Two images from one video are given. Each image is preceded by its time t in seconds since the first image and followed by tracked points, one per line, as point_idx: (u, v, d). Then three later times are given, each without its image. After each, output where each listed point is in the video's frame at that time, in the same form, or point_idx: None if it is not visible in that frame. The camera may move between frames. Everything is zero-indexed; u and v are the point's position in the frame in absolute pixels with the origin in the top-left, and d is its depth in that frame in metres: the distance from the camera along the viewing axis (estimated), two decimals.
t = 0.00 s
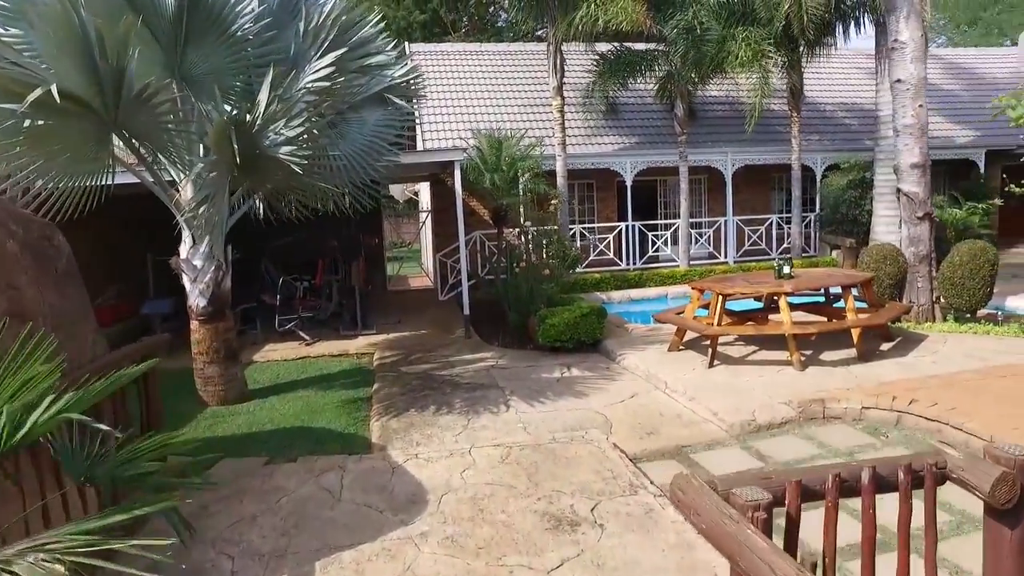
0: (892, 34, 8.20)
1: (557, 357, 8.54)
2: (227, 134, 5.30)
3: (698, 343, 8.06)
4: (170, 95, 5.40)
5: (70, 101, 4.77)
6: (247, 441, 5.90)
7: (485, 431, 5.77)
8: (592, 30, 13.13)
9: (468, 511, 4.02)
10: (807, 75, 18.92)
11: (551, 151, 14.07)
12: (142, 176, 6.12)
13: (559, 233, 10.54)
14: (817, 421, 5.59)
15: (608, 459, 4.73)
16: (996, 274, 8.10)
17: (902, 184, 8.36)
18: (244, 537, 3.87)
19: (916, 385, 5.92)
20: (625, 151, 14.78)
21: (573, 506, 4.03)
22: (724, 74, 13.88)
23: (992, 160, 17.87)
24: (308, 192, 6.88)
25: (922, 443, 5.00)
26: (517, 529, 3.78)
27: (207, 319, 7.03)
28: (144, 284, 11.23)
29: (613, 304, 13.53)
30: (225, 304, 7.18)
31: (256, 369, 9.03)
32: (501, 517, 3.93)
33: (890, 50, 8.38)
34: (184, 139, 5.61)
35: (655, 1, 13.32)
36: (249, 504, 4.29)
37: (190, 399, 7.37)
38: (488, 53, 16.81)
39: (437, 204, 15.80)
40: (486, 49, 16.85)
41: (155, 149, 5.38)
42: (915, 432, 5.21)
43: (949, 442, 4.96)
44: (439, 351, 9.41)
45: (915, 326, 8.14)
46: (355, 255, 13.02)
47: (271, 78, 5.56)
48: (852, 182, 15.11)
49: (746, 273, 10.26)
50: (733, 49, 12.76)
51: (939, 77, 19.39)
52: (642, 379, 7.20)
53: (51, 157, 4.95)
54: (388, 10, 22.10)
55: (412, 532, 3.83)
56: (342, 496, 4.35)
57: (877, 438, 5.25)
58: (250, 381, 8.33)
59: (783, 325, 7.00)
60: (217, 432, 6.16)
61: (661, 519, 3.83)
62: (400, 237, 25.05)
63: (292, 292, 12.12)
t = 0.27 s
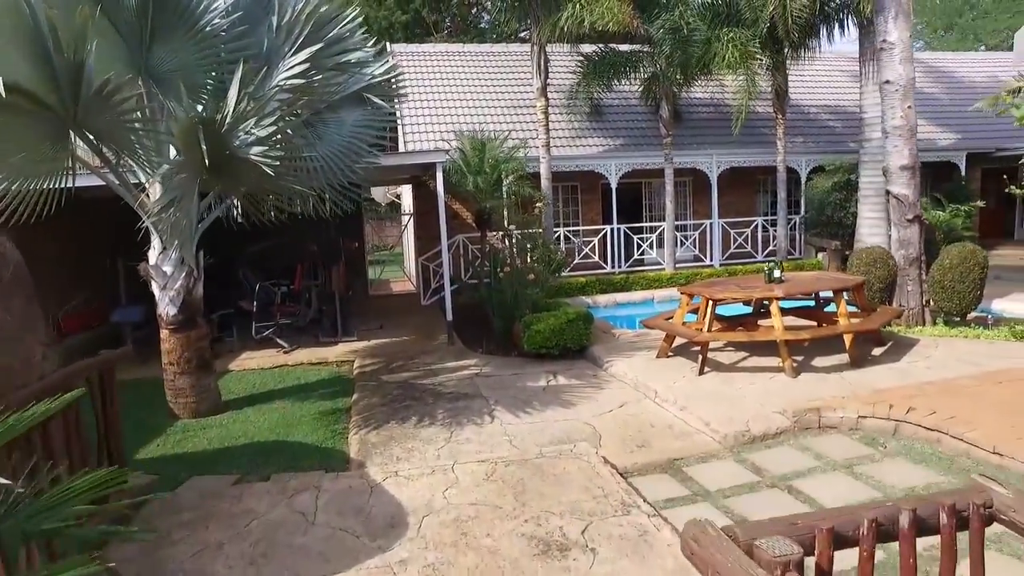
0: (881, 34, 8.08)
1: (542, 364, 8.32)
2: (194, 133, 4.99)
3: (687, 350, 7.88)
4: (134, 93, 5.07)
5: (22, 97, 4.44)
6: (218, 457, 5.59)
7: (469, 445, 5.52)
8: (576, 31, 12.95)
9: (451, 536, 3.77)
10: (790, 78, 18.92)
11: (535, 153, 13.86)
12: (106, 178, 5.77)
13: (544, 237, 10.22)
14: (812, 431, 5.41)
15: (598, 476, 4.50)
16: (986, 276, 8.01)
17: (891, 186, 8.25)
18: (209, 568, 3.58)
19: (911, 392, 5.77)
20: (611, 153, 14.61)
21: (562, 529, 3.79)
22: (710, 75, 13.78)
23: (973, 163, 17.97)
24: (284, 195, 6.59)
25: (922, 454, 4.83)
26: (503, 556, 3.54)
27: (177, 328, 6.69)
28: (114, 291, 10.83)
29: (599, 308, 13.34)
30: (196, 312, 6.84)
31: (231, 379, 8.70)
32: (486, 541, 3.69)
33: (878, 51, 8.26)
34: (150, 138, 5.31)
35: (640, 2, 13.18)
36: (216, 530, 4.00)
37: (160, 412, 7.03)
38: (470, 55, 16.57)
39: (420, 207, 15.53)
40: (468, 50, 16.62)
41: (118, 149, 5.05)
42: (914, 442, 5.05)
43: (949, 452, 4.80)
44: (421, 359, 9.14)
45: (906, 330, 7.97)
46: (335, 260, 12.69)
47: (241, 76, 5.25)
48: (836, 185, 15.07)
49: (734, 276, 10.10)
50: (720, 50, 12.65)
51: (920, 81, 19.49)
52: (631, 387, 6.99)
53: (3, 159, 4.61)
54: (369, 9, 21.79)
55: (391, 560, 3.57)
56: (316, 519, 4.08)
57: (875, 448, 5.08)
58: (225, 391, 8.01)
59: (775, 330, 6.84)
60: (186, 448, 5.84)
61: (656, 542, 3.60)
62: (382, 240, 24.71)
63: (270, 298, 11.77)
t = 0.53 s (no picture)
0: (873, 34, 7.94)
1: (531, 372, 8.08)
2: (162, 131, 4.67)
3: (680, 356, 7.68)
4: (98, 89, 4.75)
5: None
6: (190, 475, 5.27)
7: (456, 460, 5.25)
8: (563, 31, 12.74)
9: (438, 563, 3.51)
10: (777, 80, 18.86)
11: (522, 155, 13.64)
12: (70, 180, 5.42)
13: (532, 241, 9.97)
14: (813, 442, 5.21)
15: (593, 493, 4.26)
16: (982, 279, 7.89)
17: (885, 188, 8.11)
18: None
19: (912, 400, 5.60)
20: (599, 155, 14.43)
21: (557, 554, 3.54)
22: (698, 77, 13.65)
23: (959, 165, 18.02)
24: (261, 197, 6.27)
25: (928, 466, 4.64)
26: None
27: (149, 337, 6.32)
28: (86, 298, 10.43)
29: (587, 313, 13.13)
30: (170, 320, 6.48)
31: (208, 388, 8.35)
32: (475, 570, 3.43)
33: (870, 51, 8.11)
34: (117, 137, 4.99)
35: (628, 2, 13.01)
36: (183, 559, 3.70)
37: (130, 426, 6.69)
38: (455, 55, 16.31)
39: (404, 210, 15.24)
40: (454, 50, 16.36)
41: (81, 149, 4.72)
42: (919, 453, 4.86)
43: (956, 463, 4.62)
44: (406, 366, 8.85)
45: (902, 334, 7.86)
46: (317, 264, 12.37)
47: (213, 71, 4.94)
48: (825, 187, 15.00)
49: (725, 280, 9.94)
50: (710, 51, 12.52)
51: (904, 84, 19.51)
52: (623, 396, 6.76)
53: None
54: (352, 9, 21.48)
55: None
56: (293, 546, 3.79)
57: (880, 460, 4.88)
58: (201, 403, 7.66)
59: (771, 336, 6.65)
60: (157, 465, 5.51)
61: (658, 569, 3.37)
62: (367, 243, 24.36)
63: (250, 303, 11.42)
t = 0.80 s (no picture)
0: (865, 37, 7.84)
1: (519, 383, 7.83)
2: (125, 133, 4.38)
3: (671, 366, 7.46)
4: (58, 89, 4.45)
5: None
6: (158, 499, 4.94)
7: (442, 481, 4.99)
8: (549, 34, 12.56)
9: None
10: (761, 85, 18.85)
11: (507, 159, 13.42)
12: (30, 184, 5.07)
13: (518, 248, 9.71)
14: (814, 457, 5.02)
15: (588, 518, 4.02)
16: (974, 286, 7.77)
17: (877, 194, 7.98)
18: None
19: (912, 411, 5.43)
20: (584, 160, 14.25)
21: None
22: (684, 81, 13.56)
23: (941, 171, 18.13)
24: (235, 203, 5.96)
25: (934, 482, 4.46)
26: None
27: (116, 351, 5.94)
28: (54, 307, 10.00)
29: (574, 320, 12.91)
30: (139, 332, 6.10)
31: (181, 402, 7.98)
32: None
33: (862, 54, 8.01)
34: (79, 139, 4.68)
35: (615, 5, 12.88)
36: None
37: (96, 445, 6.33)
38: (439, 58, 16.05)
39: (387, 215, 14.94)
40: (437, 53, 16.11)
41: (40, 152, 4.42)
42: (923, 469, 4.68)
43: (963, 480, 4.44)
44: (389, 377, 8.57)
45: (895, 342, 7.72)
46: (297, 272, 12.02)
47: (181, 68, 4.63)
48: (811, 193, 14.98)
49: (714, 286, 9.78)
50: (698, 55, 12.42)
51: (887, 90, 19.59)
52: (615, 409, 6.54)
53: None
54: (334, 11, 21.16)
55: None
56: None
57: (884, 476, 4.70)
58: (174, 418, 7.30)
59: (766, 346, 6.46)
60: (122, 489, 5.15)
61: None
62: (349, 249, 23.95)
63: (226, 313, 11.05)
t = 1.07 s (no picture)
0: (853, 40, 7.76)
1: (505, 393, 7.61)
2: (84, 133, 4.10)
3: (661, 375, 7.28)
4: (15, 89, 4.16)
5: None
6: (123, 524, 4.62)
7: (426, 500, 4.74)
8: (534, 36, 12.40)
9: None
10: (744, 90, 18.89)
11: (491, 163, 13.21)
12: None
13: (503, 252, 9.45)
14: (812, 470, 4.85)
15: (582, 541, 3.80)
16: (964, 292, 7.70)
17: (866, 198, 7.90)
18: None
19: (910, 420, 5.29)
20: (569, 164, 14.08)
21: None
22: (670, 84, 13.50)
23: (921, 175, 18.27)
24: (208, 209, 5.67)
25: (938, 496, 4.31)
26: None
27: (80, 364, 5.58)
28: (18, 316, 9.58)
29: (560, 327, 12.72)
30: (106, 343, 5.74)
31: (152, 415, 7.63)
32: None
33: (850, 57, 7.94)
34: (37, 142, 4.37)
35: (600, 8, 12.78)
36: None
37: (58, 463, 5.97)
38: (420, 61, 15.82)
39: (368, 220, 14.65)
40: (419, 56, 15.88)
41: None
42: (926, 482, 4.53)
43: (968, 493, 4.30)
44: (370, 388, 8.29)
45: (885, 348, 7.63)
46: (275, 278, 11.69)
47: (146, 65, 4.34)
48: (795, 197, 15.01)
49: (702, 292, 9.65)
50: (685, 59, 12.38)
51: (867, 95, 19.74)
52: (604, 420, 6.33)
53: None
54: (314, 13, 20.86)
55: None
56: None
57: (885, 489, 4.54)
58: (144, 432, 6.94)
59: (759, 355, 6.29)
60: (85, 513, 4.83)
61: None
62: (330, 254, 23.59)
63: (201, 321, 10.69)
